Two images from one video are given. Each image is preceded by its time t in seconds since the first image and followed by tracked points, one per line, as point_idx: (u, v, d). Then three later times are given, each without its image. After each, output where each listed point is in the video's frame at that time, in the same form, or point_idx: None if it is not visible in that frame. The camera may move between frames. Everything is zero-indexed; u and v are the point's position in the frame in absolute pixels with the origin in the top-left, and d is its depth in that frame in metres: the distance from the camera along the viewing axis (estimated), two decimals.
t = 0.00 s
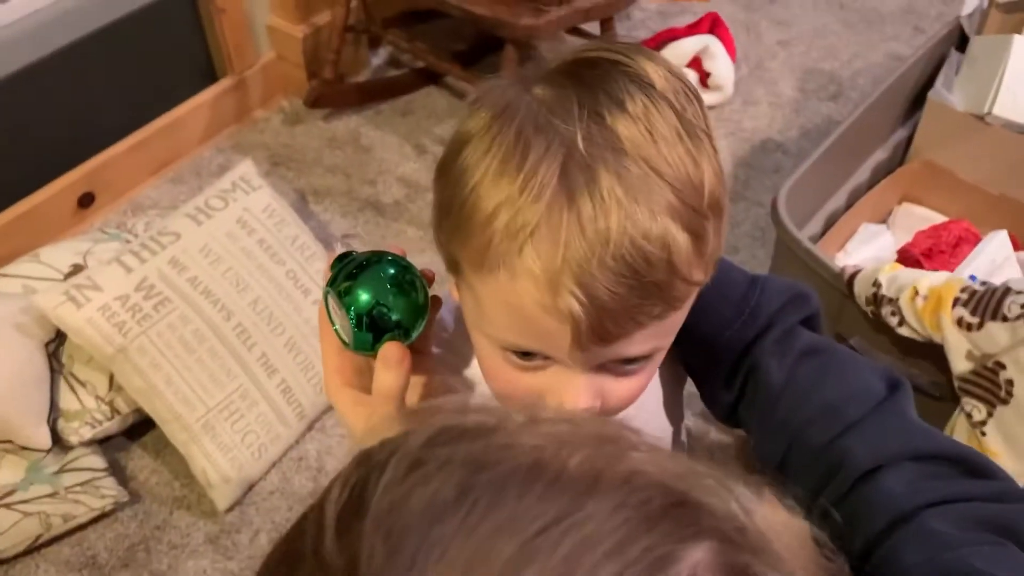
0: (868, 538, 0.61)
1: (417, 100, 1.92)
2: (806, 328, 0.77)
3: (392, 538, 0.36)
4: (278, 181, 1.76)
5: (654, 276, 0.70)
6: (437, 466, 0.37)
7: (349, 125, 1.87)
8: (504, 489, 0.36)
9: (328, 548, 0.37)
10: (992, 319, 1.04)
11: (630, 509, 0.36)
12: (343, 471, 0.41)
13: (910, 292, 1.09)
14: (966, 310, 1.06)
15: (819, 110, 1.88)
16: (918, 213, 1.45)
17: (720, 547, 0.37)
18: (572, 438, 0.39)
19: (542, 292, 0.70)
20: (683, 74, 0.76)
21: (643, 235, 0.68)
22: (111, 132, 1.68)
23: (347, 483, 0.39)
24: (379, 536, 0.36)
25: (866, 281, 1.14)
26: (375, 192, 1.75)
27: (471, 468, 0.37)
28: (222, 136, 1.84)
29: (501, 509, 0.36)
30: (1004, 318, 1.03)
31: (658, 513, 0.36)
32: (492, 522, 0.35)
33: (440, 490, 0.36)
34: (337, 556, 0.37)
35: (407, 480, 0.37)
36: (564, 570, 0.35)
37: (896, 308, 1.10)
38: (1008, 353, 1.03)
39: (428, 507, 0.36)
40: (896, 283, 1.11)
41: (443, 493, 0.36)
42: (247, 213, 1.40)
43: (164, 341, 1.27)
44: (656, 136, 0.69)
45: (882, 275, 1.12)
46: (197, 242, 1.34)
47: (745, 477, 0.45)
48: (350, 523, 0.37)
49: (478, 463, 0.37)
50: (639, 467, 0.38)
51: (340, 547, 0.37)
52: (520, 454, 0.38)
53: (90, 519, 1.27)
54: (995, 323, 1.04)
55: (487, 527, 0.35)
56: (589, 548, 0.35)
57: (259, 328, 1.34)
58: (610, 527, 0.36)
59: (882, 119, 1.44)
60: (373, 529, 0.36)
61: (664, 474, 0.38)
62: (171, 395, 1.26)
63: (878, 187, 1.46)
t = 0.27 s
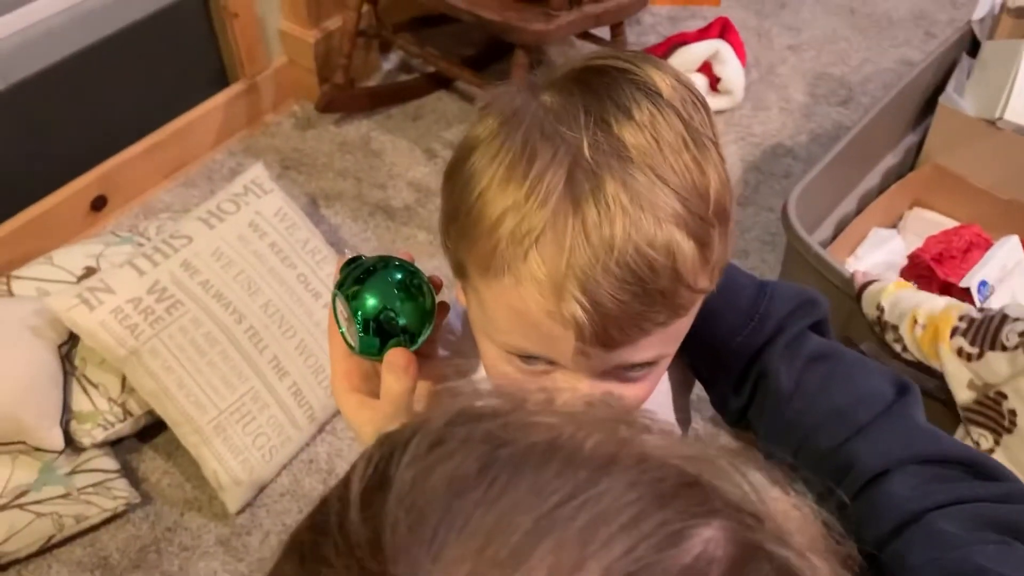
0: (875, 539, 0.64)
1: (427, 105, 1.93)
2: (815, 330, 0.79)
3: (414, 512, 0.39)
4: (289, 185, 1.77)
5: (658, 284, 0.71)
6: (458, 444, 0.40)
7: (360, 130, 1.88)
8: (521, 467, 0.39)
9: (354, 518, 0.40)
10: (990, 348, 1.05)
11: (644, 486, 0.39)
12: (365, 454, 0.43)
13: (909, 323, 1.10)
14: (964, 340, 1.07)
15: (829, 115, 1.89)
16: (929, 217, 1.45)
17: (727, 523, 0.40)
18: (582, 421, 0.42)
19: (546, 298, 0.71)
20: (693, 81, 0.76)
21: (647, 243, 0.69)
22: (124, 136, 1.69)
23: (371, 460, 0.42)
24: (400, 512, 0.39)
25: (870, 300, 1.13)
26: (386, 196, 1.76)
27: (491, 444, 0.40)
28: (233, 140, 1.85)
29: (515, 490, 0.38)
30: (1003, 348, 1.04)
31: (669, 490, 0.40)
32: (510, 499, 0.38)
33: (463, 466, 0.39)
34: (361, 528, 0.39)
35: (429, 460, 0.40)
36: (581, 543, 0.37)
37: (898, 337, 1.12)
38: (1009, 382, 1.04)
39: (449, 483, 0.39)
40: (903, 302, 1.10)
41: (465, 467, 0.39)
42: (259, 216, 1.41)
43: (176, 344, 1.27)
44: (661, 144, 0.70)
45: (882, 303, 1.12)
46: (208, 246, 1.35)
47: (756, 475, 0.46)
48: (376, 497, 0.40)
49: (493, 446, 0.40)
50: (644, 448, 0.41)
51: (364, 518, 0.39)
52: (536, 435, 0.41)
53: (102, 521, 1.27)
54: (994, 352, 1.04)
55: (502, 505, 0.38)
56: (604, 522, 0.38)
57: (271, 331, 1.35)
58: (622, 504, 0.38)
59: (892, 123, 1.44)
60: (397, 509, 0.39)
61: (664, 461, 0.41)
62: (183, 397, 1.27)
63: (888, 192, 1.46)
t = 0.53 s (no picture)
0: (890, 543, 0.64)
1: (442, 106, 1.93)
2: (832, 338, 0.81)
3: (449, 509, 0.39)
4: (304, 185, 1.77)
5: (662, 292, 0.71)
6: (493, 441, 0.40)
7: (374, 130, 1.88)
8: (557, 466, 0.39)
9: (386, 515, 0.41)
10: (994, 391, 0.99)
11: (683, 487, 0.39)
12: (396, 453, 0.44)
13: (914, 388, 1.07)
14: (968, 391, 1.02)
15: (846, 117, 1.87)
16: (946, 221, 1.44)
17: (764, 524, 0.39)
18: (617, 420, 0.42)
19: (548, 305, 0.71)
20: (705, 87, 0.76)
21: (652, 251, 0.69)
22: (140, 134, 1.69)
23: (405, 454, 0.43)
24: (436, 510, 0.39)
25: (895, 337, 1.11)
26: (400, 196, 1.76)
27: (526, 442, 0.40)
28: (249, 140, 1.86)
29: (552, 488, 0.38)
30: (1005, 387, 0.98)
31: (706, 492, 0.39)
32: (547, 496, 0.38)
33: (497, 465, 0.39)
34: (394, 525, 0.41)
35: (462, 457, 0.40)
36: (619, 540, 0.37)
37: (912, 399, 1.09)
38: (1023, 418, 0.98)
39: (486, 480, 0.39)
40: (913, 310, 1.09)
41: (501, 463, 0.39)
42: (274, 216, 1.41)
43: (190, 342, 1.28)
44: (671, 151, 0.69)
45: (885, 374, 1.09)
46: (223, 245, 1.35)
47: (791, 478, 0.45)
48: (407, 493, 0.41)
49: (531, 444, 0.40)
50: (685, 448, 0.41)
51: (397, 515, 0.41)
52: (572, 433, 0.41)
53: (115, 518, 1.28)
54: (997, 393, 0.99)
55: (539, 504, 0.38)
56: (642, 522, 0.38)
57: (284, 330, 1.35)
58: (661, 502, 0.38)
59: (911, 126, 1.43)
60: (428, 504, 0.40)
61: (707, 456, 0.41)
62: (196, 396, 1.27)
63: (906, 194, 1.45)
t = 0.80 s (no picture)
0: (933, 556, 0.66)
1: (464, 103, 1.92)
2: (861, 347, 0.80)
3: (488, 533, 0.37)
4: (326, 182, 1.77)
5: (675, 307, 0.69)
6: (534, 461, 0.38)
7: (396, 127, 1.88)
8: (600, 491, 0.36)
9: (423, 536, 0.39)
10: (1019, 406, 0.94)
11: (734, 514, 0.35)
12: (430, 468, 0.42)
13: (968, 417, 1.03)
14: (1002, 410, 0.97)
15: (872, 116, 1.85)
16: (974, 223, 1.41)
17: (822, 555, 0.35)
18: (663, 437, 0.39)
19: (558, 314, 0.71)
20: (736, 96, 0.74)
21: (666, 266, 0.67)
22: (164, 130, 1.70)
23: (441, 466, 0.41)
24: (475, 533, 0.37)
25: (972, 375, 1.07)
26: (421, 194, 1.75)
27: (571, 463, 0.37)
28: (272, 137, 1.86)
29: (594, 513, 0.36)
30: None
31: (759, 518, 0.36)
32: (589, 522, 0.36)
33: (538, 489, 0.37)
34: (432, 548, 0.38)
35: (503, 481, 0.38)
36: (667, 569, 0.35)
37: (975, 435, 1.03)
38: None
39: (529, 501, 0.37)
40: (942, 313, 1.06)
41: (542, 486, 0.37)
42: (296, 213, 1.41)
43: (213, 338, 1.28)
44: (693, 161, 0.68)
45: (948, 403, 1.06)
46: (245, 241, 1.35)
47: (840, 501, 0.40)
48: (444, 514, 0.39)
49: (574, 463, 0.37)
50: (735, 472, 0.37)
51: (434, 537, 0.38)
52: (615, 454, 0.38)
53: (136, 513, 1.28)
54: None
55: (582, 528, 0.35)
56: (692, 552, 0.35)
57: (306, 327, 1.35)
58: (714, 530, 0.35)
59: (940, 126, 1.40)
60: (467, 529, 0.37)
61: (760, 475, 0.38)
62: (219, 392, 1.27)
63: (935, 195, 1.42)
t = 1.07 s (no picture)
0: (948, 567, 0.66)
1: (480, 103, 1.92)
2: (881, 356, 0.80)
3: (520, 559, 0.34)
4: (342, 180, 1.77)
5: (676, 323, 0.69)
6: (566, 479, 0.36)
7: (412, 126, 1.88)
8: (635, 510, 0.34)
9: (452, 556, 0.37)
10: None
11: (770, 535, 0.34)
12: (458, 484, 0.40)
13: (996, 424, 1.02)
14: None
15: (891, 116, 1.84)
16: (996, 224, 1.39)
17: None
18: (694, 454, 0.37)
19: (556, 325, 0.71)
20: (751, 105, 0.72)
21: (666, 282, 0.67)
22: (181, 128, 1.70)
23: (471, 481, 0.39)
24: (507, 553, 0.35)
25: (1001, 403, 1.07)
26: (436, 193, 1.75)
27: (602, 483, 0.35)
28: (288, 135, 1.86)
29: (629, 533, 0.34)
30: None
31: (795, 538, 0.34)
32: (624, 543, 0.34)
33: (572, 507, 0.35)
34: (460, 566, 0.36)
35: (538, 502, 0.36)
36: None
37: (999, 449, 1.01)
38: None
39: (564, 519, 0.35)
40: (963, 317, 1.05)
41: (574, 506, 0.35)
42: (313, 212, 1.41)
43: (230, 336, 1.28)
44: (700, 175, 0.67)
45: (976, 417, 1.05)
46: (262, 240, 1.36)
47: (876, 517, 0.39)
48: (474, 533, 0.36)
49: (608, 482, 0.35)
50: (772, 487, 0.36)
51: (463, 556, 0.36)
52: (647, 472, 0.36)
53: (151, 511, 1.29)
54: None
55: (617, 550, 0.34)
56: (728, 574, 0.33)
57: (322, 326, 1.35)
58: (750, 552, 0.33)
59: (961, 126, 1.39)
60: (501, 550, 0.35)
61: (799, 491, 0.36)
62: (235, 391, 1.27)
63: (955, 196, 1.41)
